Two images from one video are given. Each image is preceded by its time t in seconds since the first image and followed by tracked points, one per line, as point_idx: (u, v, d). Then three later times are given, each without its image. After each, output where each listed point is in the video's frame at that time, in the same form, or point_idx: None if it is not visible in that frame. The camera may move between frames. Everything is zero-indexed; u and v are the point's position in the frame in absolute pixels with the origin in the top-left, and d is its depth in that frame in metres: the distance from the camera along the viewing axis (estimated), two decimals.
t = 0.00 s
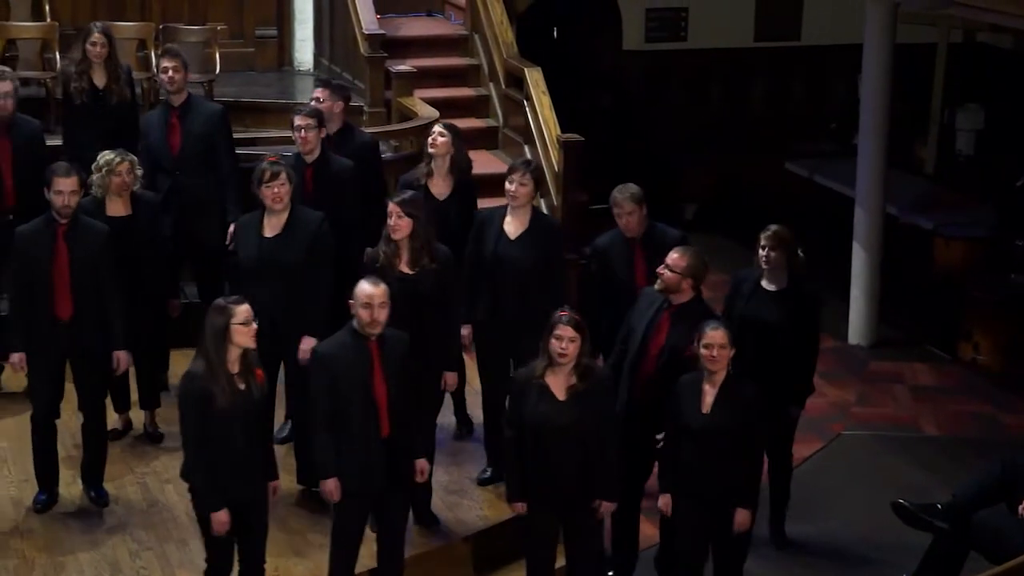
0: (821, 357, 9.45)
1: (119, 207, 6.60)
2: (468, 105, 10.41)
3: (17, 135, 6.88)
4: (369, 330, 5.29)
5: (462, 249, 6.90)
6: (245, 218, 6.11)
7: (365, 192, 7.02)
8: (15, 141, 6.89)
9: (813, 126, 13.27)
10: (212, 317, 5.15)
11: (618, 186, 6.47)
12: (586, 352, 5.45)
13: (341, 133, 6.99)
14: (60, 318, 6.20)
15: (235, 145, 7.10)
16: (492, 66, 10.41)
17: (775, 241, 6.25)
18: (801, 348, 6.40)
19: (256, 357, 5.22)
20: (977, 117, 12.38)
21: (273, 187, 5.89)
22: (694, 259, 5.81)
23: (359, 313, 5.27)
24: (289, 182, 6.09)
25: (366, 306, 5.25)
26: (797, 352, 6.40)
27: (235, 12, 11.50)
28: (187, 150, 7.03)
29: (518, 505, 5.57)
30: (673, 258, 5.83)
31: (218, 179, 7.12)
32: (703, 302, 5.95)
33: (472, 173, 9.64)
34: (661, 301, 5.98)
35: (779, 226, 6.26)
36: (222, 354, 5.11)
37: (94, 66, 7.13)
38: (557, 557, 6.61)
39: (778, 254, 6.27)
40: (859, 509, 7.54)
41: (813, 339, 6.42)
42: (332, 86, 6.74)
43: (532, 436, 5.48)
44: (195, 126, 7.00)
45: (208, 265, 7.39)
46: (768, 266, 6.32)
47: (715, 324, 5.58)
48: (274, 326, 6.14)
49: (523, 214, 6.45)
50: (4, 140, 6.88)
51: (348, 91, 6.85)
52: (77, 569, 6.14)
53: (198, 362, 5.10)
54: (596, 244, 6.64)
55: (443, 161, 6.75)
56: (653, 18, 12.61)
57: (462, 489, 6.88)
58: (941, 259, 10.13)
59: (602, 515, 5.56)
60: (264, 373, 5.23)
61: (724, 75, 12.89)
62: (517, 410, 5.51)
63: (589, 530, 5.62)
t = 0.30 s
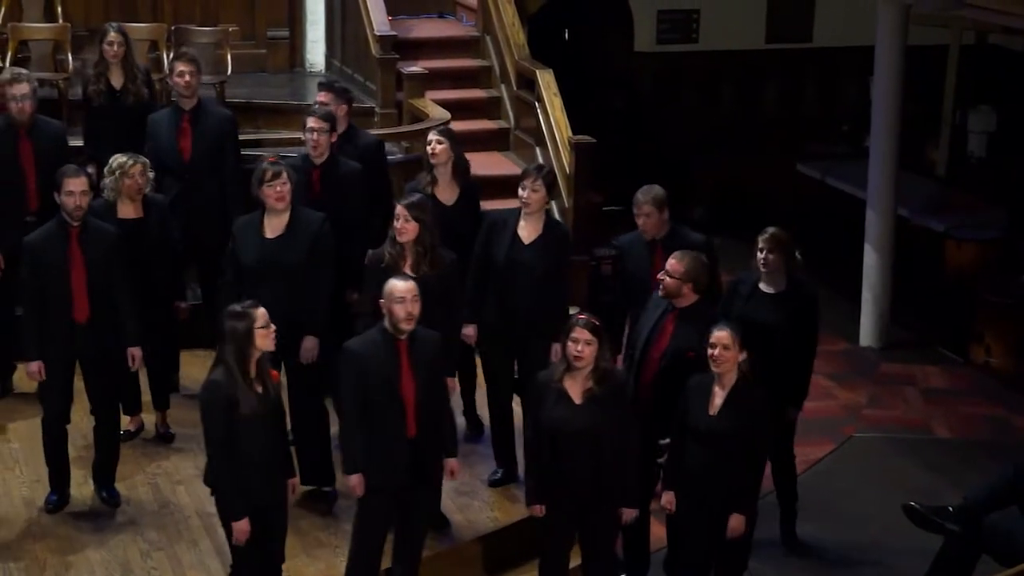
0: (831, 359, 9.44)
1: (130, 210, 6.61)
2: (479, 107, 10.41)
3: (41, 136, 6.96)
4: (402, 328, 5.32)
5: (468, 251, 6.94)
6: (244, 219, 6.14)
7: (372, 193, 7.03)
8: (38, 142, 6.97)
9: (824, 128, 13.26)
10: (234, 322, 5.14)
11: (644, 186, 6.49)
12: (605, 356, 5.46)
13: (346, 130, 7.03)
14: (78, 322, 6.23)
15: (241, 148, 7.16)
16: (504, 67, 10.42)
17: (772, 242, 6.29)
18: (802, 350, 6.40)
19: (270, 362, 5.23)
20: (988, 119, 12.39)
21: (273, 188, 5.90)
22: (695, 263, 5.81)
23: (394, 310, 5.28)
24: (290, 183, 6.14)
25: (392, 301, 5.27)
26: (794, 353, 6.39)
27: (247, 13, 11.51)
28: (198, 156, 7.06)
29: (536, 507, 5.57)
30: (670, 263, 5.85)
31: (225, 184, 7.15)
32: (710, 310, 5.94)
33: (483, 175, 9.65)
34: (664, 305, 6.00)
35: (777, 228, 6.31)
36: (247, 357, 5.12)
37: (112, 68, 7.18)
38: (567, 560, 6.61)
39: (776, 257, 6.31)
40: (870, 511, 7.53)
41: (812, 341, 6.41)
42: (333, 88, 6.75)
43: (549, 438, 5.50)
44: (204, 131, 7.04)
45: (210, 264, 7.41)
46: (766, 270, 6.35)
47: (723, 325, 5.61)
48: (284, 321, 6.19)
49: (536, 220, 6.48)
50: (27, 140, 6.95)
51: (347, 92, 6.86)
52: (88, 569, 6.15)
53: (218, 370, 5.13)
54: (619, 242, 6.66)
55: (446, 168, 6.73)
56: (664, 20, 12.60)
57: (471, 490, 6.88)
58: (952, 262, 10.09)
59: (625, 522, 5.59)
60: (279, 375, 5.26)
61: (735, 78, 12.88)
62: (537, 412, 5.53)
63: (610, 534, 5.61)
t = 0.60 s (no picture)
0: (843, 362, 9.43)
1: (140, 212, 6.63)
2: (491, 108, 10.42)
3: (52, 137, 6.99)
4: (425, 330, 5.31)
5: (477, 255, 6.93)
6: (254, 225, 6.14)
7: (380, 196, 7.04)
8: (49, 145, 7.00)
9: (837, 129, 13.25)
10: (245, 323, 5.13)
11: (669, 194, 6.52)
12: (612, 359, 5.43)
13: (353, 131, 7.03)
14: (89, 322, 6.25)
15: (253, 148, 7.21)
16: (516, 69, 10.41)
17: (773, 245, 6.28)
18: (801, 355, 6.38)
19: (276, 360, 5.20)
20: (1001, 120, 12.37)
21: (282, 194, 5.88)
22: (691, 262, 5.77)
23: (417, 313, 5.28)
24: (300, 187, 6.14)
25: (414, 305, 5.27)
26: (795, 355, 6.39)
27: (259, 14, 11.53)
28: (214, 154, 7.09)
29: (542, 503, 5.60)
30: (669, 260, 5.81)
31: (238, 184, 7.18)
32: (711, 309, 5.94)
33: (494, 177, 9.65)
34: (665, 306, 6.01)
35: (776, 230, 6.29)
36: (259, 357, 5.12)
37: (126, 69, 7.18)
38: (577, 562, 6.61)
39: (776, 260, 6.30)
40: (881, 514, 7.51)
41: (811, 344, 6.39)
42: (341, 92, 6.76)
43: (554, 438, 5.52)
44: (220, 130, 7.08)
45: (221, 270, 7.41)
46: (766, 274, 6.34)
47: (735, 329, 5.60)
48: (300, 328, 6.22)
49: (543, 221, 6.48)
50: (38, 141, 6.98)
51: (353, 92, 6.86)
52: (99, 569, 6.16)
53: (231, 372, 5.12)
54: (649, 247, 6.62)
55: (459, 167, 6.74)
56: (677, 21, 12.54)
57: (483, 492, 6.89)
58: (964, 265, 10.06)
59: (625, 528, 5.57)
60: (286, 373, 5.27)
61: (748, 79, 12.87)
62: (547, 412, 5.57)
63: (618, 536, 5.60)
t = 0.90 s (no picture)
0: (856, 364, 9.42)
1: (153, 208, 6.63)
2: (504, 109, 10.42)
3: (52, 139, 6.92)
4: (441, 330, 5.36)
5: (491, 256, 6.95)
6: (277, 229, 6.13)
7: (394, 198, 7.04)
8: (51, 146, 6.94)
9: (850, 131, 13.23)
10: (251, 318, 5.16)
11: (690, 189, 6.54)
12: (619, 357, 5.44)
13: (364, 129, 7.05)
14: (95, 319, 6.24)
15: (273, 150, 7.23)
16: (529, 71, 10.42)
17: (783, 247, 6.26)
18: (811, 353, 6.45)
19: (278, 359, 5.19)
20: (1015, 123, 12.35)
21: (303, 195, 5.93)
22: (693, 261, 5.83)
23: (434, 312, 5.31)
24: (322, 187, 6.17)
25: (432, 304, 5.30)
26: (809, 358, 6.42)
27: (272, 16, 11.54)
28: (238, 152, 7.10)
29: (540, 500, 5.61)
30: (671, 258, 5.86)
31: (257, 184, 7.21)
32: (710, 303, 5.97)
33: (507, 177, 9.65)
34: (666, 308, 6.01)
35: (786, 231, 6.26)
36: (266, 352, 5.14)
37: (137, 70, 7.17)
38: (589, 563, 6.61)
39: (789, 261, 6.30)
40: (893, 516, 7.50)
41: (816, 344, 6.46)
42: (352, 90, 6.83)
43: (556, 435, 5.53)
44: (244, 130, 7.09)
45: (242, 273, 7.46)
46: (776, 273, 6.35)
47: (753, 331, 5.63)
48: (318, 334, 6.19)
49: (553, 219, 6.50)
50: (38, 144, 6.93)
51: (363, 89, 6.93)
52: (111, 569, 6.17)
53: (239, 371, 5.11)
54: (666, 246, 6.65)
55: (483, 164, 6.76)
56: (690, 24, 12.61)
57: (496, 493, 6.90)
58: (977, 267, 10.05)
59: (618, 528, 5.55)
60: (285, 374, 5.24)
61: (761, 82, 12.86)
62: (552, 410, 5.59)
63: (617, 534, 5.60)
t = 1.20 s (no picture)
0: (871, 366, 9.40)
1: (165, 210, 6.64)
2: (519, 111, 10.42)
3: (61, 142, 7.00)
4: (453, 329, 5.37)
5: (508, 259, 6.97)
6: (304, 235, 6.16)
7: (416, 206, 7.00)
8: (61, 148, 7.02)
9: (866, 133, 13.21)
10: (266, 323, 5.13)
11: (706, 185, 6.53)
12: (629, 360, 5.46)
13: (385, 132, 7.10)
14: (105, 321, 6.27)
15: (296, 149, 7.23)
16: (543, 72, 10.41)
17: (805, 250, 6.31)
18: (824, 357, 6.50)
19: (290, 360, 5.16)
20: None
21: (328, 198, 5.96)
22: (693, 263, 5.86)
23: (446, 310, 5.33)
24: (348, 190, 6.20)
25: (443, 301, 5.32)
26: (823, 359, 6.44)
27: (286, 17, 11.56)
28: (257, 156, 7.11)
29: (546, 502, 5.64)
30: (671, 263, 5.88)
31: (280, 185, 7.22)
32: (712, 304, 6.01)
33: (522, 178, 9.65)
34: (668, 314, 6.01)
35: (807, 235, 6.28)
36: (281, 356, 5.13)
37: (148, 70, 7.22)
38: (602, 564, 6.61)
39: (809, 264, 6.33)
40: (907, 519, 7.49)
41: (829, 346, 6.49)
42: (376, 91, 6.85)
43: (560, 438, 5.56)
44: (265, 132, 7.09)
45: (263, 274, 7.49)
46: (794, 276, 6.35)
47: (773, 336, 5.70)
48: (334, 331, 6.21)
49: (566, 222, 6.49)
50: (46, 146, 7.00)
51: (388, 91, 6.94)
52: (125, 569, 6.18)
53: (256, 376, 5.08)
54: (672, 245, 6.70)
55: (506, 168, 6.78)
56: (704, 25, 12.51)
57: (510, 493, 6.90)
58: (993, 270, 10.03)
59: (628, 529, 5.57)
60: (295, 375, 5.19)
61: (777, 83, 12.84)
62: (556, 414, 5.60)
63: (619, 534, 5.61)
